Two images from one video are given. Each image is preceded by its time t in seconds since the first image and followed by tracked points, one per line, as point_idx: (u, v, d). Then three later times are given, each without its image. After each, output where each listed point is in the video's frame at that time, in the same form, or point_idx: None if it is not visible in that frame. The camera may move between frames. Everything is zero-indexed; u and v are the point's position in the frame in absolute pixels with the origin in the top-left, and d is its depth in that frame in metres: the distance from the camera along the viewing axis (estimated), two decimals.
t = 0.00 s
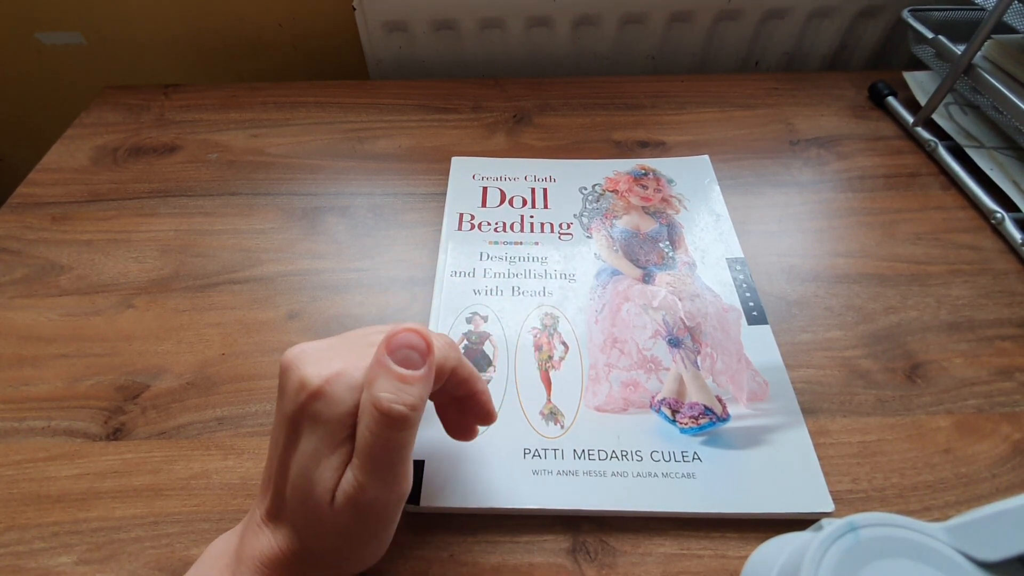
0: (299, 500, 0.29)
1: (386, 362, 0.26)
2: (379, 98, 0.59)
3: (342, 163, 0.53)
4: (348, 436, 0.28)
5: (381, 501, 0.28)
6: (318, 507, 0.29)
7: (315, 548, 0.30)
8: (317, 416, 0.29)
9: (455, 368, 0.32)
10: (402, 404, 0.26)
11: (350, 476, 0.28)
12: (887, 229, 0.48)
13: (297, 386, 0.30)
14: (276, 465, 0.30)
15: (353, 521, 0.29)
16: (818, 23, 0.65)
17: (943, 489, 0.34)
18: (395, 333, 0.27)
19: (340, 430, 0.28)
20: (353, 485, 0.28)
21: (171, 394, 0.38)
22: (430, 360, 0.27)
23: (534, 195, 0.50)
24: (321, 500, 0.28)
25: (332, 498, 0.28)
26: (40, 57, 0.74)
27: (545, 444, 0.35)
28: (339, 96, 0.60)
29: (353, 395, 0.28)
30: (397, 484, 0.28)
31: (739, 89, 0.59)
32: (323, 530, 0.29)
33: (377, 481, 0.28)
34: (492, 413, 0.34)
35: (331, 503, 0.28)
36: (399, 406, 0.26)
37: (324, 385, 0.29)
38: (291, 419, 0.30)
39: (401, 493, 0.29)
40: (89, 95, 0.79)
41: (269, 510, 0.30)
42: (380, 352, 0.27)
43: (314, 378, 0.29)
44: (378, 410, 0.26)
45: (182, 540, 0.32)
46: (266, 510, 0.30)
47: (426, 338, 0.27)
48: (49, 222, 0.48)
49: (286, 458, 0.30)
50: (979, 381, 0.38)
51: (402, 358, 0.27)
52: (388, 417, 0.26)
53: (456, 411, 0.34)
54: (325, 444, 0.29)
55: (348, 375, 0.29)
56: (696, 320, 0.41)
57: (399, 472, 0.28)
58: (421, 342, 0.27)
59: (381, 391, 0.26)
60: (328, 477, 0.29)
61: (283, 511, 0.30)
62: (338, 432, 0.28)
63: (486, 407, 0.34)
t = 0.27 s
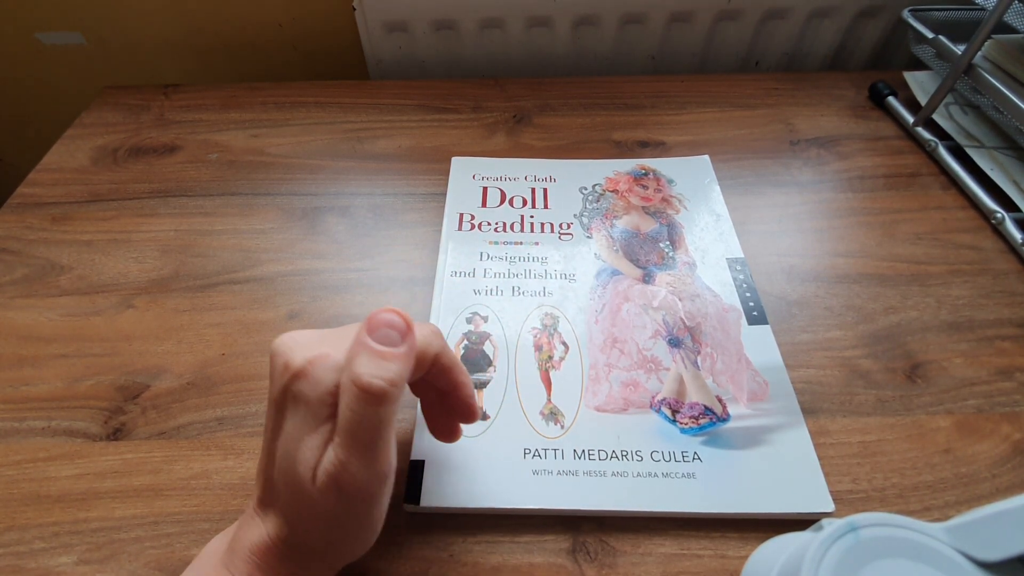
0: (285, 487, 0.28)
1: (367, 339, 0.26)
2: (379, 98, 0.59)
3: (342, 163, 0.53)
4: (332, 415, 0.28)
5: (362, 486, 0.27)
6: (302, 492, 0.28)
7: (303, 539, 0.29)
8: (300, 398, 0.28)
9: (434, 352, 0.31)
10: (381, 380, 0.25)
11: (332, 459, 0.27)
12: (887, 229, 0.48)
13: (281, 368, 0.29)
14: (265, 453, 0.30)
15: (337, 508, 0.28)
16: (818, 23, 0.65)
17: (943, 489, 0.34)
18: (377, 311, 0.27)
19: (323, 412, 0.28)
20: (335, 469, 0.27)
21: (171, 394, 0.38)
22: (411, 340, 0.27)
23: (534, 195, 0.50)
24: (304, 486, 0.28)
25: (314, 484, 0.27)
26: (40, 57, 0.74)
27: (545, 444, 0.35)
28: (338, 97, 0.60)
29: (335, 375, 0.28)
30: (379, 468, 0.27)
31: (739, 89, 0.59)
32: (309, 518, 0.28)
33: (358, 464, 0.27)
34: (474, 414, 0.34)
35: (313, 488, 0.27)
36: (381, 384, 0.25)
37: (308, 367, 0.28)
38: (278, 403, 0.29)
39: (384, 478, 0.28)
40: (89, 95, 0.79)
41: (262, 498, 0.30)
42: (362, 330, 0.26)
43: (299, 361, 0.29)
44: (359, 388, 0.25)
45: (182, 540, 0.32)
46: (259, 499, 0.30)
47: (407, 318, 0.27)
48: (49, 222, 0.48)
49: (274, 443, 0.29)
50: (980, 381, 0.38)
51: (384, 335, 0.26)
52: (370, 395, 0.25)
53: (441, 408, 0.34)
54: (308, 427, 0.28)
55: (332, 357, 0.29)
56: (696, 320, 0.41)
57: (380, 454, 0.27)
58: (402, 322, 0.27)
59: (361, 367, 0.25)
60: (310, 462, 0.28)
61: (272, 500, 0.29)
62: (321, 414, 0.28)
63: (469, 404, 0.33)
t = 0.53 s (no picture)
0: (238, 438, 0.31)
1: (290, 284, 0.32)
2: (380, 98, 0.59)
3: (342, 163, 0.53)
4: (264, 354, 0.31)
5: (292, 413, 0.29)
6: (245, 431, 0.30)
7: (261, 492, 0.31)
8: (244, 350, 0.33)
9: (367, 312, 0.36)
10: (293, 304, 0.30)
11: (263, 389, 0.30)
12: (887, 229, 0.47)
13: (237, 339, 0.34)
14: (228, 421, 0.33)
15: (278, 444, 0.30)
16: (819, 23, 0.65)
17: (943, 489, 0.34)
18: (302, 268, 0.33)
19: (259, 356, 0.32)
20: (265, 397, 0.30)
21: (171, 395, 0.38)
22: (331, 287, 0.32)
23: (534, 195, 0.50)
24: (248, 426, 0.30)
25: (254, 419, 0.30)
26: (40, 57, 0.74)
27: (545, 444, 0.35)
28: (339, 97, 0.60)
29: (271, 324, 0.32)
30: (307, 394, 0.29)
31: (739, 89, 0.59)
32: (259, 461, 0.30)
33: (285, 387, 0.29)
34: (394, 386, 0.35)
35: (254, 425, 0.30)
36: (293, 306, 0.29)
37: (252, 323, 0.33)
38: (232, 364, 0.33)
39: (318, 407, 0.30)
40: (89, 96, 0.79)
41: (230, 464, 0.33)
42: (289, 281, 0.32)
43: (245, 328, 0.33)
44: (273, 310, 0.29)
45: (183, 540, 0.32)
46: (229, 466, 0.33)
47: (327, 270, 0.33)
48: (50, 222, 0.48)
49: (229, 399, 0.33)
50: (980, 381, 0.38)
51: (304, 279, 0.32)
52: (282, 315, 0.29)
53: (365, 381, 0.36)
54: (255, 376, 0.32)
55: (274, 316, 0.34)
56: (696, 320, 0.41)
57: (303, 376, 0.29)
58: (320, 273, 0.32)
59: (279, 297, 0.30)
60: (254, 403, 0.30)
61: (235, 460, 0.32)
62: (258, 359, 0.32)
63: (388, 375, 0.35)
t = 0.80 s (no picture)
0: (257, 449, 0.31)
1: (323, 298, 0.30)
2: (380, 98, 0.59)
3: (342, 163, 0.53)
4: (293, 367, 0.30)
5: (323, 433, 0.29)
6: (268, 443, 0.30)
7: (279, 502, 0.31)
8: (266, 357, 0.32)
9: (394, 328, 0.34)
10: (331, 325, 0.28)
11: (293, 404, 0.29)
12: (887, 229, 0.47)
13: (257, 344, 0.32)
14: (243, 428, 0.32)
15: (304, 459, 0.30)
16: (819, 23, 0.65)
17: (943, 489, 0.34)
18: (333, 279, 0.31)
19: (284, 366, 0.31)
20: (295, 413, 0.29)
21: (171, 394, 0.38)
22: (364, 301, 0.31)
23: (534, 195, 0.50)
24: (272, 440, 0.30)
25: (281, 434, 0.29)
26: (40, 57, 0.74)
27: (545, 444, 0.35)
28: (338, 97, 0.60)
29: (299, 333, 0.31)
30: (339, 414, 0.29)
31: (739, 89, 0.59)
32: (281, 472, 0.30)
33: (318, 407, 0.29)
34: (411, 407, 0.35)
35: (280, 440, 0.30)
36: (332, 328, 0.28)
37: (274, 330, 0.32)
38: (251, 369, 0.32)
39: (347, 427, 0.30)
40: (88, 96, 0.79)
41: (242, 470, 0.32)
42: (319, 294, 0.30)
43: (268, 337, 0.32)
44: (310, 331, 0.28)
45: (183, 540, 0.32)
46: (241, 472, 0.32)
47: (359, 284, 0.31)
48: (50, 222, 0.48)
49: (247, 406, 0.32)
50: (980, 381, 0.38)
51: (338, 294, 0.30)
52: (320, 336, 0.28)
53: (380, 397, 0.35)
54: (279, 388, 0.31)
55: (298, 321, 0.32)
56: (696, 320, 0.41)
57: (337, 397, 0.29)
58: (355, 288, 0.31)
59: (314, 314, 0.29)
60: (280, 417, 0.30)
61: (251, 469, 0.31)
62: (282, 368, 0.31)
63: (407, 395, 0.34)
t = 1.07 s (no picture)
0: (261, 453, 0.31)
1: (328, 303, 0.30)
2: (380, 98, 0.59)
3: (342, 163, 0.53)
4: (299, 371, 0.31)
5: (329, 437, 0.29)
6: (272, 447, 0.30)
7: (282, 506, 0.31)
8: (269, 360, 0.32)
9: (398, 331, 0.34)
10: (336, 329, 0.28)
11: (297, 408, 0.30)
12: (887, 229, 0.47)
13: (261, 348, 0.32)
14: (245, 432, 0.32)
15: (309, 463, 0.30)
16: (819, 23, 0.65)
17: (943, 489, 0.34)
18: (338, 283, 0.31)
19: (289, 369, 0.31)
20: (299, 417, 0.29)
21: (171, 394, 0.38)
22: (368, 305, 0.31)
23: (534, 195, 0.50)
24: (277, 445, 0.30)
25: (286, 439, 0.30)
26: (40, 57, 0.74)
27: (545, 444, 0.35)
28: (338, 97, 0.60)
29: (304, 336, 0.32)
30: (344, 419, 0.29)
31: (740, 89, 0.59)
32: (285, 476, 0.30)
33: (324, 412, 0.29)
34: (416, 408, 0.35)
35: (286, 445, 0.30)
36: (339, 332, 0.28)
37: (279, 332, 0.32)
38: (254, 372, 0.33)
39: (352, 432, 0.30)
40: (88, 96, 0.79)
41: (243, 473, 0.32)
42: (325, 298, 0.31)
43: (271, 340, 0.32)
44: (316, 335, 0.28)
45: (183, 540, 0.32)
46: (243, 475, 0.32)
47: (364, 288, 0.32)
48: (50, 222, 0.48)
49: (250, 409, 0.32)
50: (980, 381, 0.38)
51: (343, 298, 0.30)
52: (326, 341, 0.28)
53: (385, 398, 0.35)
54: (283, 391, 0.31)
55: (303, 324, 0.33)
56: (696, 320, 0.41)
57: (343, 401, 0.29)
58: (360, 293, 0.31)
59: (319, 319, 0.29)
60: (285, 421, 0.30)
61: (254, 473, 0.31)
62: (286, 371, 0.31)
63: (411, 398, 0.34)
